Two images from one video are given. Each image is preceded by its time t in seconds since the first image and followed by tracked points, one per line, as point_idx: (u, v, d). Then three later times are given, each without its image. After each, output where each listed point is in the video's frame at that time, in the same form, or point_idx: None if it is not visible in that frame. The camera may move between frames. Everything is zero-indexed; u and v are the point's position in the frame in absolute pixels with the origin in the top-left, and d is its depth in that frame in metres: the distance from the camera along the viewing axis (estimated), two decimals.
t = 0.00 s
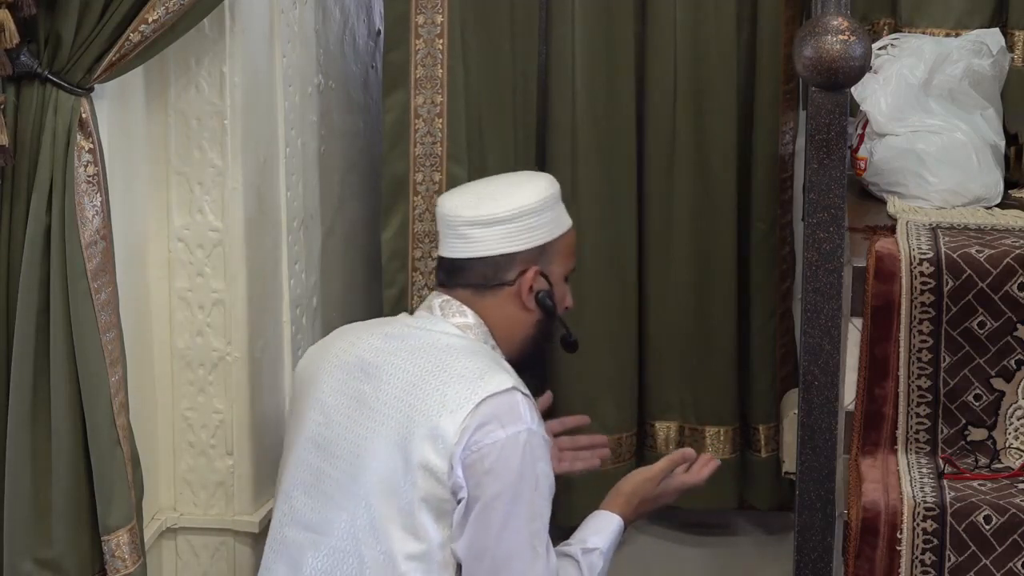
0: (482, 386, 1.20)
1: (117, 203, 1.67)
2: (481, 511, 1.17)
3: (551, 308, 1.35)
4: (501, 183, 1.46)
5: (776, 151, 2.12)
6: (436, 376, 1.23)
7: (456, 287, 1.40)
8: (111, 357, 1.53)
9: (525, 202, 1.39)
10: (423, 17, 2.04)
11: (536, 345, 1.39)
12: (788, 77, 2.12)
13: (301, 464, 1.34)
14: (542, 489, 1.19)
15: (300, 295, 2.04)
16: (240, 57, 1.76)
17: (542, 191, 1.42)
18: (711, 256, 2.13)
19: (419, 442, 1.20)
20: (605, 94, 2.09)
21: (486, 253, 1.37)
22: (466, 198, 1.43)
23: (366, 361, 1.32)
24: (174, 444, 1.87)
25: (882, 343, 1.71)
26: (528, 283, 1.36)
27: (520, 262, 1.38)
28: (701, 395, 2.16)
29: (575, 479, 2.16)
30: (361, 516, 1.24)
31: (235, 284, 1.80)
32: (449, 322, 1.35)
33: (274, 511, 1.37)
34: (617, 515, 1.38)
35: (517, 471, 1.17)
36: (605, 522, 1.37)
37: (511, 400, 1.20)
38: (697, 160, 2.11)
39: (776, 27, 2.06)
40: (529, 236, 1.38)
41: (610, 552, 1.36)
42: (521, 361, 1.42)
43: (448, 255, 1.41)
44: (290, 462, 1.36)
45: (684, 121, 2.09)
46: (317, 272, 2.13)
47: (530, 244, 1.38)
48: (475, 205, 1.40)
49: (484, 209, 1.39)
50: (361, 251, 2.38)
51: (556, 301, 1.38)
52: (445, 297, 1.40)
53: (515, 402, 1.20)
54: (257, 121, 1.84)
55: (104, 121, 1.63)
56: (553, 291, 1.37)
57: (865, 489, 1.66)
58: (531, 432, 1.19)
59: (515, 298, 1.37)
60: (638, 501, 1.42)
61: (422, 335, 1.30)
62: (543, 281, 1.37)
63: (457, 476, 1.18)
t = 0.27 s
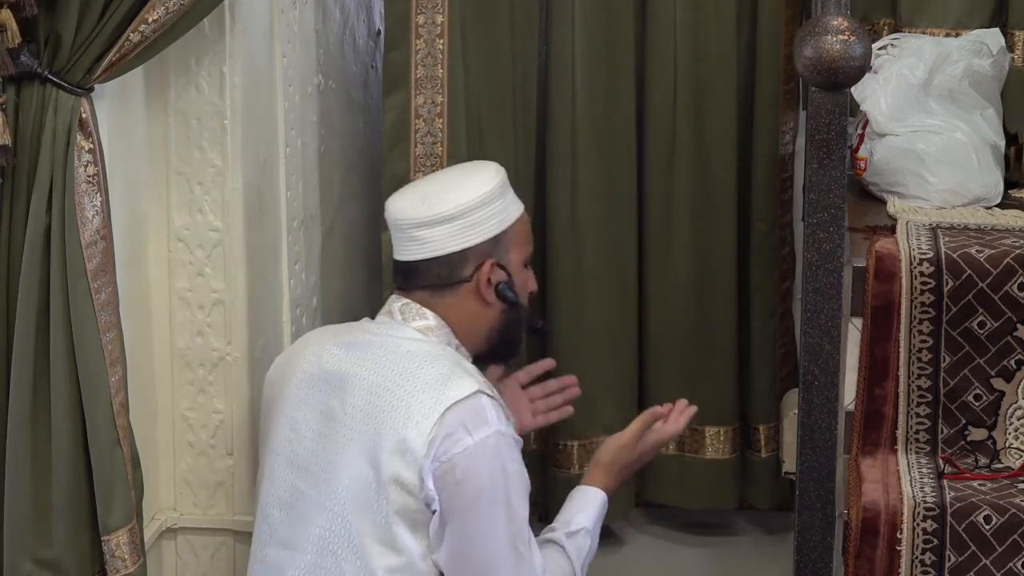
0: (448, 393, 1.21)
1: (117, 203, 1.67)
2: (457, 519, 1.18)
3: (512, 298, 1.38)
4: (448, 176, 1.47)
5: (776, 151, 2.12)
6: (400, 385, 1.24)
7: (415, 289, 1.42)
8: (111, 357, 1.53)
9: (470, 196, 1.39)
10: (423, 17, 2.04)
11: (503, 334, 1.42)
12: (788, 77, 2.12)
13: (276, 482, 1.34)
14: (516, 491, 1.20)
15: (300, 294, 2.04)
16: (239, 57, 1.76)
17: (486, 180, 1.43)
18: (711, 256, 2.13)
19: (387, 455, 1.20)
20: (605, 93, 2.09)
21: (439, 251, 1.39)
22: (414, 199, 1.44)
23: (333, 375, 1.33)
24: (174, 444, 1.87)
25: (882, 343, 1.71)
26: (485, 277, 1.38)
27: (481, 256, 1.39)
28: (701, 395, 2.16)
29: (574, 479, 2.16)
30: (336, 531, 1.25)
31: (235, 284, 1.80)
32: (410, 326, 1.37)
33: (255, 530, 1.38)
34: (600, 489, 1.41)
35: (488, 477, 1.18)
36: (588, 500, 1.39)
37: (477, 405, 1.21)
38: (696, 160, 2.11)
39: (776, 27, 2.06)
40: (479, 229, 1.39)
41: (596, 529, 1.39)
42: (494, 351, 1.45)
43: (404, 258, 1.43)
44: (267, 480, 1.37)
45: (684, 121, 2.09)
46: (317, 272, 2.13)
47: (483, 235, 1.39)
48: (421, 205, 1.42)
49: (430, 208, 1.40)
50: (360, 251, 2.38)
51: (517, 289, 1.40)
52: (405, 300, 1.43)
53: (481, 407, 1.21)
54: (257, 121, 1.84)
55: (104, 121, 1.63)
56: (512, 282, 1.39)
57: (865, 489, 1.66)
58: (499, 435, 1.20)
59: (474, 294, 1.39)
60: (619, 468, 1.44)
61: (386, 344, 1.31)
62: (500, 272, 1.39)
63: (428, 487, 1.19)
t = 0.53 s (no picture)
0: (428, 398, 1.21)
1: (117, 203, 1.67)
2: (444, 523, 1.19)
3: (485, 291, 1.38)
4: (408, 173, 1.43)
5: (776, 151, 2.12)
6: (380, 391, 1.24)
7: (386, 293, 1.41)
8: (111, 357, 1.53)
9: (429, 198, 1.36)
10: (423, 17, 2.03)
11: (480, 327, 1.42)
12: (788, 77, 2.12)
13: (263, 492, 1.34)
14: (501, 491, 1.21)
15: (300, 295, 2.04)
16: (239, 57, 1.76)
17: (445, 175, 1.39)
18: (711, 255, 2.13)
19: (369, 462, 1.20)
20: (606, 93, 2.09)
21: (403, 258, 1.37)
22: (375, 203, 1.41)
23: (314, 382, 1.32)
24: (175, 444, 1.87)
25: (882, 343, 1.71)
26: (455, 274, 1.37)
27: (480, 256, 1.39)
28: (702, 395, 2.16)
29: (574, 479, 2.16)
30: (323, 539, 1.24)
31: (235, 284, 1.80)
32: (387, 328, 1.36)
33: (244, 539, 1.37)
34: (591, 487, 1.40)
35: (472, 480, 1.18)
36: (579, 497, 1.39)
37: (458, 407, 1.21)
38: (696, 160, 2.11)
39: (776, 27, 2.06)
40: (444, 229, 1.37)
41: (589, 526, 1.38)
42: (472, 343, 1.45)
43: (372, 265, 1.41)
44: (253, 489, 1.36)
45: (684, 121, 2.09)
46: (317, 272, 2.13)
47: (448, 234, 1.37)
48: (383, 210, 1.39)
49: (390, 214, 1.37)
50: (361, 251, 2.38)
51: (488, 282, 1.40)
52: (379, 303, 1.41)
53: (462, 409, 1.21)
54: (257, 121, 1.84)
55: (104, 121, 1.63)
56: (483, 275, 1.39)
57: (865, 489, 1.66)
58: (482, 436, 1.21)
59: (446, 292, 1.38)
60: (612, 465, 1.42)
61: (365, 348, 1.31)
62: (470, 267, 1.38)
63: (413, 492, 1.19)
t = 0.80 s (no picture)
0: (430, 398, 1.20)
1: (117, 203, 1.67)
2: (445, 523, 1.18)
3: (489, 303, 1.36)
4: (432, 173, 1.42)
5: (776, 151, 2.12)
6: (383, 390, 1.23)
7: (392, 292, 1.40)
8: (111, 357, 1.53)
9: (450, 202, 1.35)
10: (423, 17, 2.03)
11: (483, 336, 1.40)
12: (788, 77, 2.12)
13: (266, 489, 1.34)
14: (502, 492, 1.20)
15: (300, 295, 2.04)
16: (239, 58, 1.76)
17: (471, 179, 1.39)
18: (711, 255, 2.13)
19: (371, 461, 1.20)
20: (606, 93, 2.09)
21: (415, 258, 1.36)
22: (394, 198, 1.40)
23: (317, 381, 1.32)
24: (175, 444, 1.87)
25: (882, 343, 1.71)
26: (462, 283, 1.36)
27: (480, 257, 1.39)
28: (701, 395, 2.16)
29: (574, 479, 2.15)
30: (324, 538, 1.24)
31: (235, 284, 1.80)
32: (391, 328, 1.35)
33: (246, 536, 1.38)
34: (592, 492, 1.40)
35: (473, 480, 1.18)
36: (579, 501, 1.38)
37: (461, 407, 1.20)
38: (696, 160, 2.11)
39: (776, 27, 2.06)
40: (460, 235, 1.36)
41: (588, 531, 1.38)
42: (474, 349, 1.44)
43: (382, 259, 1.40)
44: (256, 486, 1.36)
45: (684, 121, 2.09)
46: (317, 272, 2.13)
47: (472, 238, 1.36)
48: (400, 206, 1.37)
49: (409, 212, 1.36)
50: (361, 252, 2.38)
51: (495, 294, 1.38)
52: (385, 302, 1.40)
53: (464, 409, 1.20)
54: (257, 121, 1.84)
55: (104, 121, 1.63)
56: (490, 286, 1.37)
57: (865, 489, 1.66)
58: (484, 437, 1.20)
59: (452, 298, 1.37)
60: (613, 470, 1.42)
61: (368, 347, 1.30)
62: (477, 277, 1.36)
63: (414, 492, 1.18)
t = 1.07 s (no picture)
0: (457, 393, 1.21)
1: (117, 203, 1.67)
2: (463, 519, 1.19)
3: (518, 305, 1.37)
4: (471, 176, 1.44)
5: (776, 152, 2.11)
6: (411, 384, 1.24)
7: (423, 287, 1.40)
8: (111, 357, 1.53)
9: (489, 201, 1.37)
10: (423, 17, 2.04)
11: (509, 339, 1.41)
12: (788, 77, 2.12)
13: (285, 477, 1.35)
14: (521, 494, 1.21)
15: (300, 295, 2.04)
16: (239, 58, 1.76)
17: (514, 183, 1.41)
18: (711, 255, 2.13)
19: (395, 453, 1.21)
20: (606, 92, 2.09)
21: (450, 253, 1.37)
22: (432, 195, 1.42)
23: (344, 372, 1.33)
24: (174, 444, 1.87)
25: (882, 343, 1.71)
26: (493, 282, 1.36)
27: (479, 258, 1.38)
28: (701, 395, 2.16)
29: (574, 479, 2.15)
30: (343, 528, 1.26)
31: (235, 284, 1.80)
32: (419, 324, 1.35)
33: (260, 524, 1.39)
34: (605, 504, 1.41)
35: (494, 477, 1.18)
36: (594, 512, 1.40)
37: (486, 404, 1.21)
38: (697, 160, 2.11)
39: (776, 27, 2.06)
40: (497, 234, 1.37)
41: (600, 542, 1.39)
42: (499, 354, 1.44)
43: (415, 254, 1.41)
44: (275, 474, 1.38)
45: (684, 120, 2.09)
46: (317, 272, 2.13)
47: (513, 239, 1.38)
48: (440, 201, 1.39)
49: (447, 208, 1.38)
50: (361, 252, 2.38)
51: (524, 296, 1.39)
52: (415, 298, 1.40)
53: (490, 407, 1.21)
54: (257, 121, 1.84)
55: (104, 121, 1.63)
56: (520, 288, 1.38)
57: (865, 489, 1.65)
58: (508, 436, 1.21)
59: (482, 297, 1.37)
60: (626, 486, 1.44)
61: (396, 341, 1.31)
62: (509, 278, 1.37)
63: (436, 485, 1.20)
